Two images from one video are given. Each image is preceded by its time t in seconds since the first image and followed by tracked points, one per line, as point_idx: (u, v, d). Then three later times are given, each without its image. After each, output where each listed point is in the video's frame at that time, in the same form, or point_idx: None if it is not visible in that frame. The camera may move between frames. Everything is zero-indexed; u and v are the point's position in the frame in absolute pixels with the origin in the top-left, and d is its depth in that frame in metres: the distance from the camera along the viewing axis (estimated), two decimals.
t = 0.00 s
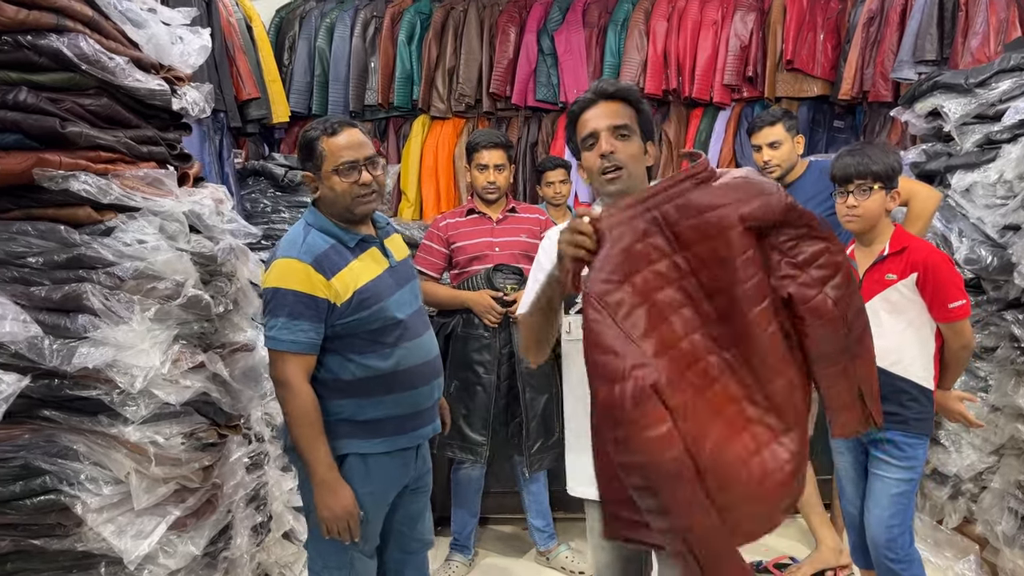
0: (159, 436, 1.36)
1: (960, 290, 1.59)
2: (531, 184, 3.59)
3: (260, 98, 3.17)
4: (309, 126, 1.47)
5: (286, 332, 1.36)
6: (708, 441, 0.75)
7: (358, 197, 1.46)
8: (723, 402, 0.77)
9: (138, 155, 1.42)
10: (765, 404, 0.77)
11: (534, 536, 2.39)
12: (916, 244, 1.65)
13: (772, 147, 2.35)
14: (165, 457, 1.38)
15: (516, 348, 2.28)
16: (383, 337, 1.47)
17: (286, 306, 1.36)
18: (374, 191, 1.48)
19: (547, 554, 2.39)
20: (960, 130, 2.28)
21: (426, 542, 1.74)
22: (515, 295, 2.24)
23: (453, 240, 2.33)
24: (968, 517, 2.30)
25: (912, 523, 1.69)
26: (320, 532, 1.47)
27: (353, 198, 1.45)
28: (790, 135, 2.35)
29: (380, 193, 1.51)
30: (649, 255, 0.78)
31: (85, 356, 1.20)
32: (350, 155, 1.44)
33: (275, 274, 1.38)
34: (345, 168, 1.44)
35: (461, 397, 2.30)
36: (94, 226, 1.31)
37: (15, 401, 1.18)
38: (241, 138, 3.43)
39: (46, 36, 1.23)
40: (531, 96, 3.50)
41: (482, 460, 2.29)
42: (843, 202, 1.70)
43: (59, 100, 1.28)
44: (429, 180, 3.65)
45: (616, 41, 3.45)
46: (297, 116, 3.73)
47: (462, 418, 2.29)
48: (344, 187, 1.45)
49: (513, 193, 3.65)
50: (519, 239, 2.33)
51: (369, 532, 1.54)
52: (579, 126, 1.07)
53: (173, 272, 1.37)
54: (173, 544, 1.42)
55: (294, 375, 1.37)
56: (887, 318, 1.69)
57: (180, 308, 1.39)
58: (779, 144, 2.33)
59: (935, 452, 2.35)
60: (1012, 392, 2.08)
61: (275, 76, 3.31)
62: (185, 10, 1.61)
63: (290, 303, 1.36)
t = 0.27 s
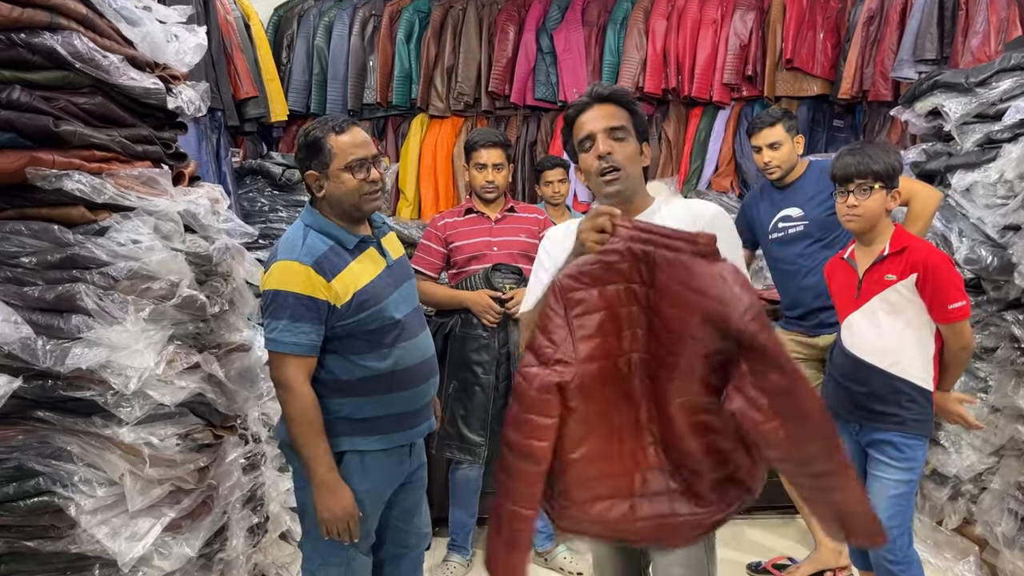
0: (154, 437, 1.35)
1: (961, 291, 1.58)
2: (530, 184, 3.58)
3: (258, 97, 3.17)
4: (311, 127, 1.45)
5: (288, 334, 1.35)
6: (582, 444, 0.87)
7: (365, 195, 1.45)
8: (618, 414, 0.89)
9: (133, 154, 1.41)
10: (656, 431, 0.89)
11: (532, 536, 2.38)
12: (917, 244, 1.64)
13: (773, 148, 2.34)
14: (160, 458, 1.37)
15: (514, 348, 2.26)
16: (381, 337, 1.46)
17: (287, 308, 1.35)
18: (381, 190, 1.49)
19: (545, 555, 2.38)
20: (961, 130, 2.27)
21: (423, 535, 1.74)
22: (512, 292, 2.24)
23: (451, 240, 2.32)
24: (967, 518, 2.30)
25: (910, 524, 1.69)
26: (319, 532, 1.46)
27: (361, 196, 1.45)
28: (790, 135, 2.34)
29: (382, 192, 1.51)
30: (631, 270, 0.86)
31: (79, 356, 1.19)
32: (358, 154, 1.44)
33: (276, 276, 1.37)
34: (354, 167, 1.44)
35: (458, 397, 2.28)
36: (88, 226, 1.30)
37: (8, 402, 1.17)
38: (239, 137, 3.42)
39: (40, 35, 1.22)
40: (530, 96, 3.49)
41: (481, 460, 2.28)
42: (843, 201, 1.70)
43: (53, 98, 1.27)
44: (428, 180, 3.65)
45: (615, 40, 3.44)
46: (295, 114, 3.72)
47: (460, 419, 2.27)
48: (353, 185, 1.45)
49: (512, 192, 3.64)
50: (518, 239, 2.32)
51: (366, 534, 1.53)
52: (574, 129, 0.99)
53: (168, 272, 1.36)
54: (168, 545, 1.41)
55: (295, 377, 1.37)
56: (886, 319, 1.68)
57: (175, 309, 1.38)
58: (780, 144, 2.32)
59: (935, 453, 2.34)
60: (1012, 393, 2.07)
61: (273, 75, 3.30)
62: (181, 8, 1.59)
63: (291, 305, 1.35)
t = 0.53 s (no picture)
0: (149, 437, 1.34)
1: (962, 291, 1.56)
2: (530, 182, 3.57)
3: (256, 95, 3.15)
4: (315, 124, 1.46)
5: (285, 319, 1.36)
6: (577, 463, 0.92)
7: (366, 192, 1.45)
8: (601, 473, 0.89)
9: (128, 152, 1.40)
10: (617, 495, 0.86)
11: (531, 537, 2.37)
12: (919, 243, 1.62)
13: (773, 147, 2.33)
14: (155, 458, 1.36)
15: (512, 348, 2.24)
16: (379, 328, 1.46)
17: (286, 293, 1.36)
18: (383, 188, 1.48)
19: (544, 555, 2.37)
20: (962, 128, 2.25)
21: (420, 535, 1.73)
22: (510, 292, 2.21)
23: (450, 239, 2.31)
24: (968, 518, 2.29)
25: (909, 526, 1.68)
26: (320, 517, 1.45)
27: (361, 193, 1.44)
28: (790, 134, 2.33)
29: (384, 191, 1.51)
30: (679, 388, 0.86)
31: (73, 356, 1.18)
32: (360, 152, 1.44)
33: (276, 263, 1.38)
34: (355, 165, 1.44)
35: (457, 397, 2.27)
36: (82, 225, 1.29)
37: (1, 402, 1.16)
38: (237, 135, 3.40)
39: (34, 31, 1.21)
40: (529, 94, 3.48)
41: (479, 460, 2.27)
42: (844, 200, 1.69)
43: (47, 95, 1.25)
44: (426, 178, 3.64)
45: (615, 38, 3.42)
46: (294, 113, 3.71)
47: (458, 419, 2.26)
48: (354, 182, 1.44)
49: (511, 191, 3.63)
50: (517, 239, 2.31)
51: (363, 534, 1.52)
52: (581, 123, 1.10)
53: (163, 271, 1.35)
54: (163, 547, 1.38)
55: (292, 358, 1.37)
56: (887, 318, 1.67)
57: (170, 307, 1.37)
58: (781, 144, 2.31)
59: (935, 453, 2.33)
60: (1013, 393, 2.06)
61: (271, 73, 3.30)
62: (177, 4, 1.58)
63: (289, 290, 1.36)
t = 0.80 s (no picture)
0: (144, 438, 1.32)
1: (968, 292, 1.54)
2: (530, 181, 3.55)
3: (254, 93, 3.13)
4: (335, 126, 1.53)
5: (286, 305, 1.38)
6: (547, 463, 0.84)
7: (376, 192, 1.50)
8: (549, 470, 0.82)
9: (122, 149, 1.38)
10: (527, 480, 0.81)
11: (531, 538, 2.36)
12: (925, 243, 1.60)
13: (774, 146, 2.31)
14: (151, 460, 1.34)
15: (512, 348, 2.21)
16: (377, 323, 1.48)
17: (288, 281, 1.39)
18: (393, 190, 1.52)
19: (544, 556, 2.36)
20: (966, 127, 2.24)
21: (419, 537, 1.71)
22: (511, 292, 2.20)
23: (449, 238, 2.29)
24: (971, 520, 2.27)
25: (913, 528, 1.66)
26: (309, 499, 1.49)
27: (372, 194, 1.49)
28: (792, 133, 2.31)
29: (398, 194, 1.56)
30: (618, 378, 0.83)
31: (66, 356, 1.16)
32: (373, 155, 1.49)
33: (282, 252, 1.42)
34: (367, 166, 1.49)
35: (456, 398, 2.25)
36: (76, 222, 1.27)
37: None
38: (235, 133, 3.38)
39: (27, 26, 1.19)
40: (529, 92, 3.46)
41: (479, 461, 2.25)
42: (850, 199, 1.68)
43: (41, 91, 1.24)
44: (426, 177, 3.62)
45: (615, 36, 3.40)
46: (293, 111, 3.69)
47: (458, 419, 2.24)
48: (364, 182, 1.49)
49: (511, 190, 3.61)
50: (516, 238, 2.29)
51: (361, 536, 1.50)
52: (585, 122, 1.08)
53: (158, 270, 1.33)
54: (158, 549, 1.36)
55: (289, 342, 1.40)
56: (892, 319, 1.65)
57: (165, 307, 1.35)
58: (782, 142, 2.29)
59: (938, 454, 2.32)
60: (1017, 394, 2.04)
61: (270, 71, 3.28)
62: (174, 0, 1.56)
63: (292, 277, 1.39)
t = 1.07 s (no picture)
0: (139, 444, 1.28)
1: (980, 295, 1.52)
2: (530, 180, 3.52)
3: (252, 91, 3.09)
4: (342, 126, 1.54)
5: (284, 299, 1.39)
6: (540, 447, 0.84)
7: (380, 191, 1.49)
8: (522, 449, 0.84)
9: (117, 147, 1.35)
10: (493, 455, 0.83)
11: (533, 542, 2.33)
12: (936, 244, 1.57)
13: (778, 145, 2.28)
14: (146, 466, 1.31)
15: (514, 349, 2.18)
16: (376, 318, 1.46)
17: (287, 275, 1.40)
18: (397, 189, 1.52)
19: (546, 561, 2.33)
20: (973, 126, 2.21)
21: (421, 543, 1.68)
22: (514, 294, 2.15)
23: (450, 238, 2.27)
24: (978, 523, 2.25)
25: (926, 534, 1.64)
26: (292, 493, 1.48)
27: (376, 192, 1.49)
28: (797, 131, 2.28)
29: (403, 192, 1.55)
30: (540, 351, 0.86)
31: (58, 360, 1.13)
32: (378, 154, 1.50)
33: (284, 248, 1.42)
34: (371, 165, 1.49)
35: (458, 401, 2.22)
36: (68, 223, 1.23)
37: None
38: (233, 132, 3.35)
39: (18, 21, 1.16)
40: (530, 91, 3.43)
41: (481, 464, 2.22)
42: (860, 199, 1.66)
43: (33, 88, 1.20)
44: (425, 176, 3.59)
45: (616, 35, 3.37)
46: (291, 109, 3.65)
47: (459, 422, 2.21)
48: (368, 181, 1.49)
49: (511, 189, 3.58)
50: (517, 238, 2.26)
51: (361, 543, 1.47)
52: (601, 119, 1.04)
53: (153, 271, 1.29)
54: (153, 558, 1.32)
55: (284, 336, 1.40)
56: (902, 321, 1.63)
57: (161, 309, 1.32)
58: (786, 142, 2.26)
59: (945, 457, 2.29)
60: None
61: (269, 69, 3.24)
62: None
63: (291, 272, 1.39)
